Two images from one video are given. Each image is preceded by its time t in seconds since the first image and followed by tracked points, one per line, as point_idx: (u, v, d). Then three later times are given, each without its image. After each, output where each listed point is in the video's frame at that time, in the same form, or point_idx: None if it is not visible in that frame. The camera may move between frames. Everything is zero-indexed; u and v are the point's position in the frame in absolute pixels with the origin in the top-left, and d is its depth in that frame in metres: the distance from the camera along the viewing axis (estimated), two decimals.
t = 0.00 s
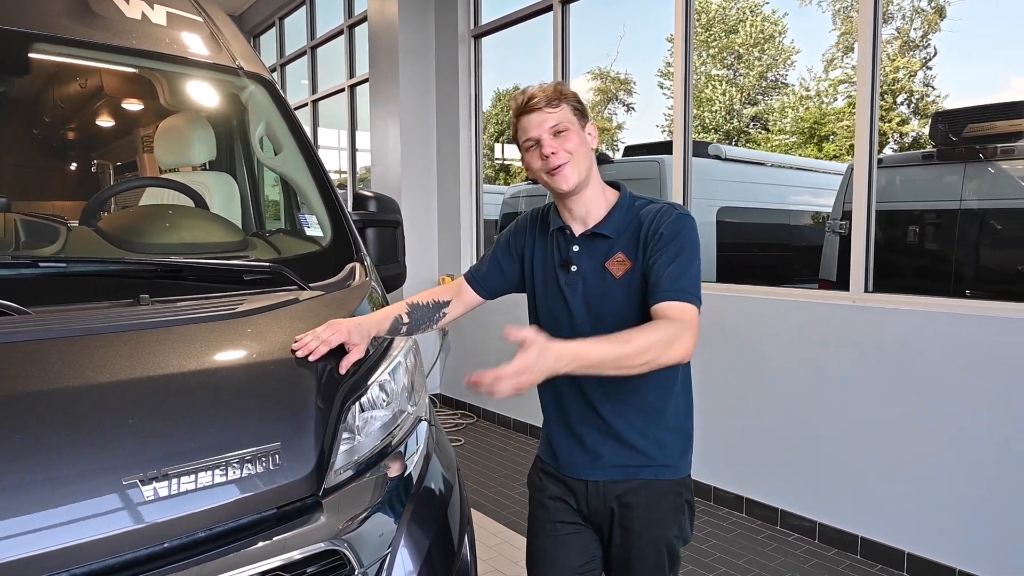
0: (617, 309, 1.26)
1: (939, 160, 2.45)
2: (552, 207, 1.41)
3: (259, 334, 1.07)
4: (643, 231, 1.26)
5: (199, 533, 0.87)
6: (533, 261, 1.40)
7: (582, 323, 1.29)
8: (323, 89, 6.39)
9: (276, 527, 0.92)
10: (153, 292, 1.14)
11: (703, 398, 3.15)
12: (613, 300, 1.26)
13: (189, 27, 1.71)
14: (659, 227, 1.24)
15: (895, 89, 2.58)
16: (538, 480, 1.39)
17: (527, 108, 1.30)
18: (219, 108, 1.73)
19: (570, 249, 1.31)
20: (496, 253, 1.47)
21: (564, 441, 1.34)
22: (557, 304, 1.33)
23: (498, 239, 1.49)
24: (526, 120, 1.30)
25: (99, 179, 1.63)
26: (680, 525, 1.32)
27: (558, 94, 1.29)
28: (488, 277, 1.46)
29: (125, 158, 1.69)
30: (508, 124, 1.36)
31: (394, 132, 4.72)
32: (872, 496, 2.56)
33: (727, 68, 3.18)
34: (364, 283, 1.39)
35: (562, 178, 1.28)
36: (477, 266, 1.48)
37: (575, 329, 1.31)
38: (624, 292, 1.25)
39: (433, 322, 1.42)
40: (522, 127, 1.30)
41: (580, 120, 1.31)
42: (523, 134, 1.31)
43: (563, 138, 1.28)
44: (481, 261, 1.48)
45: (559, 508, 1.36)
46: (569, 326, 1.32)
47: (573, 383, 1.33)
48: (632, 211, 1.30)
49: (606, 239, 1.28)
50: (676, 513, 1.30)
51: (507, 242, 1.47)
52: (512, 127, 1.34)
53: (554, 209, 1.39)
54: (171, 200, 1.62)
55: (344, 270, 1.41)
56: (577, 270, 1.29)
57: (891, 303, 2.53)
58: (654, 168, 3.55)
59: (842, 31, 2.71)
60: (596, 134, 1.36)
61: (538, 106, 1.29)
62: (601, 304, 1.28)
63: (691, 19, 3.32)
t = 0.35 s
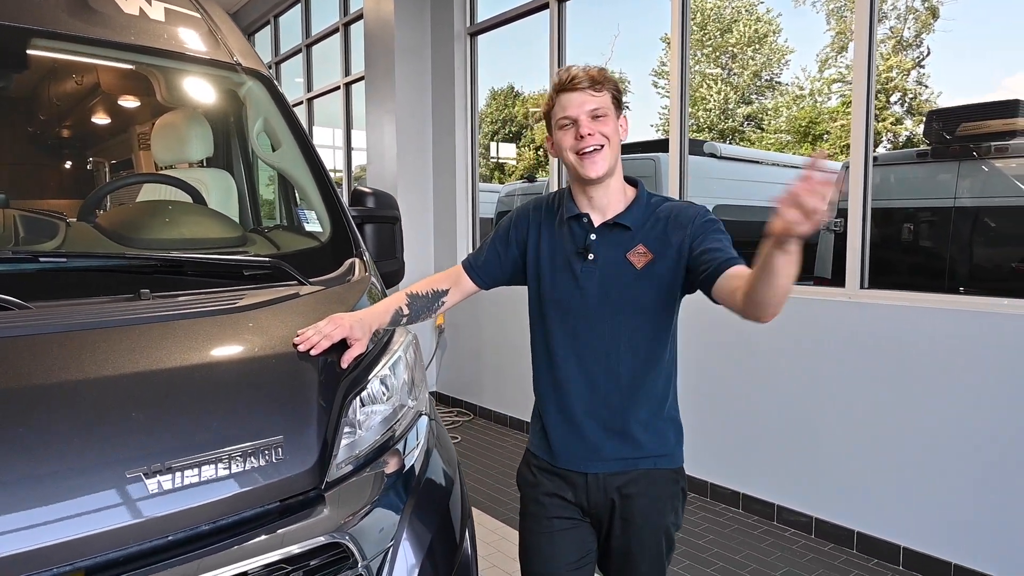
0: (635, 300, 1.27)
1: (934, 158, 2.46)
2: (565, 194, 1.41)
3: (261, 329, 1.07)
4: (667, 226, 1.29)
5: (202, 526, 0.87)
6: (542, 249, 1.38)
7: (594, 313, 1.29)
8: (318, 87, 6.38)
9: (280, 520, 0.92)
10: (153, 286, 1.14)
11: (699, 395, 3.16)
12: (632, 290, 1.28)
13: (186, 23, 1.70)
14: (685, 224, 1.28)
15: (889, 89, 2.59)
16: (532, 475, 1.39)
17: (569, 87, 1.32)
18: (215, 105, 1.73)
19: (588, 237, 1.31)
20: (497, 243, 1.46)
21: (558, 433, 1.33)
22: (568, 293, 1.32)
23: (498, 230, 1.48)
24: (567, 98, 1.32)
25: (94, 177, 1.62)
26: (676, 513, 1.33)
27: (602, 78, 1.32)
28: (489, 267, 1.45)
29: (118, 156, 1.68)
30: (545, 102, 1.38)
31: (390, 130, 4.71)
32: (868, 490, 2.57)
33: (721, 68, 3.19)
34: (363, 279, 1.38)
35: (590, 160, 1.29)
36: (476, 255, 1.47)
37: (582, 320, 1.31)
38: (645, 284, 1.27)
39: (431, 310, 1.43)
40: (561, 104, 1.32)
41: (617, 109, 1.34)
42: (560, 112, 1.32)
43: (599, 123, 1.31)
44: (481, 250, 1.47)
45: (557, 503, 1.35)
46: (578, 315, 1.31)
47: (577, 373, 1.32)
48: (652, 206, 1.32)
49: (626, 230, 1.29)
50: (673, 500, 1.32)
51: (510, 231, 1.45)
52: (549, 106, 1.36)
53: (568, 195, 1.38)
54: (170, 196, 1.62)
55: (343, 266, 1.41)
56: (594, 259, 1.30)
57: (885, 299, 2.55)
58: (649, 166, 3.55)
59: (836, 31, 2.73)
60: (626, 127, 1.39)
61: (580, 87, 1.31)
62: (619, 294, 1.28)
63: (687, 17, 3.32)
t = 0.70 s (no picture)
0: (623, 293, 1.30)
1: (908, 154, 2.50)
2: (550, 186, 1.41)
3: (244, 320, 1.07)
4: (655, 221, 1.31)
5: (187, 517, 0.87)
6: (529, 241, 1.39)
7: (582, 305, 1.31)
8: (298, 81, 6.33)
9: (264, 511, 0.93)
10: (135, 279, 1.14)
11: (679, 388, 3.19)
12: (621, 283, 1.29)
13: (164, 14, 1.69)
14: (674, 220, 1.30)
15: (865, 86, 2.63)
16: (515, 465, 1.39)
17: (552, 83, 1.32)
18: (194, 97, 1.70)
19: (576, 231, 1.32)
20: (482, 234, 1.46)
21: (542, 422, 1.34)
22: (556, 284, 1.34)
23: (482, 220, 1.47)
24: (550, 94, 1.32)
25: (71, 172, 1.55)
26: (657, 499, 1.36)
27: (584, 71, 1.32)
28: (474, 259, 1.45)
29: (95, 150, 1.63)
30: (529, 99, 1.38)
31: (371, 125, 4.69)
32: (844, 479, 2.62)
33: (701, 64, 3.22)
34: (346, 272, 1.38)
35: (575, 155, 1.30)
36: (461, 245, 1.47)
37: (570, 312, 1.32)
38: (633, 277, 1.29)
39: (415, 301, 1.43)
40: (544, 101, 1.32)
41: (601, 102, 1.34)
42: (545, 109, 1.32)
43: (583, 117, 1.31)
44: (465, 241, 1.47)
45: (540, 493, 1.36)
46: (566, 306, 1.32)
47: (563, 363, 1.33)
48: (639, 199, 1.34)
49: (615, 224, 1.31)
50: (654, 487, 1.34)
51: (496, 223, 1.45)
52: (534, 102, 1.36)
53: (553, 188, 1.38)
54: (150, 188, 1.59)
55: (326, 259, 1.40)
56: (583, 251, 1.31)
57: (861, 292, 2.59)
58: (630, 161, 3.57)
59: (813, 29, 2.76)
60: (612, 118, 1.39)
61: (563, 82, 1.31)
62: (607, 287, 1.30)
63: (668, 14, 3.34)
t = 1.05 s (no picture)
0: (616, 290, 1.31)
1: (891, 153, 2.53)
2: (545, 181, 1.41)
3: (235, 315, 1.07)
4: (649, 222, 1.33)
5: (178, 510, 0.87)
6: (524, 235, 1.39)
7: (575, 301, 1.32)
8: (284, 78, 6.29)
9: (256, 504, 0.92)
10: (123, 273, 1.13)
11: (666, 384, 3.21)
12: (615, 281, 1.30)
13: (148, 8, 1.68)
14: (666, 222, 1.33)
15: (848, 86, 2.66)
16: (508, 459, 1.39)
17: (547, 82, 1.31)
18: (180, 92, 1.70)
19: (571, 227, 1.33)
20: (476, 228, 1.46)
21: (535, 415, 1.35)
22: (550, 280, 1.34)
23: (476, 214, 1.47)
24: (545, 93, 1.31)
25: (53, 168, 1.52)
26: (648, 492, 1.37)
27: (578, 70, 1.31)
28: (467, 253, 1.46)
29: (77, 147, 1.59)
30: (523, 96, 1.37)
31: (358, 122, 4.67)
32: (829, 473, 2.65)
33: (686, 63, 3.23)
34: (336, 267, 1.38)
35: (569, 154, 1.30)
36: (454, 240, 1.47)
37: (564, 307, 1.32)
38: (627, 276, 1.31)
39: (406, 296, 1.43)
40: (539, 99, 1.32)
41: (595, 99, 1.34)
42: (539, 107, 1.32)
43: (578, 116, 1.31)
44: (460, 235, 1.47)
45: (532, 486, 1.37)
46: (560, 301, 1.33)
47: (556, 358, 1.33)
48: (634, 197, 1.35)
49: (610, 221, 1.32)
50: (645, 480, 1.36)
51: (490, 217, 1.45)
52: (528, 99, 1.35)
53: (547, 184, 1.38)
54: (134, 183, 1.57)
55: (316, 254, 1.40)
56: (577, 246, 1.32)
57: (846, 288, 2.62)
58: (617, 159, 3.58)
59: (797, 29, 2.79)
60: (606, 113, 1.39)
61: (558, 81, 1.30)
62: (601, 284, 1.31)
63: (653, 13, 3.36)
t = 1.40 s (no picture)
0: (616, 286, 1.31)
1: (890, 150, 2.54)
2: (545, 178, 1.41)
3: (237, 311, 1.07)
4: (648, 216, 1.33)
5: (182, 505, 0.87)
6: (524, 232, 1.39)
7: (575, 297, 1.32)
8: (283, 74, 6.28)
9: (259, 499, 0.93)
10: (125, 269, 1.13)
11: (665, 381, 3.22)
12: (614, 276, 1.31)
13: (148, 4, 1.68)
14: (666, 216, 1.33)
15: (846, 85, 2.66)
16: (510, 454, 1.40)
17: (551, 79, 1.31)
18: (180, 88, 1.69)
19: (570, 223, 1.33)
20: (477, 225, 1.46)
21: (536, 412, 1.35)
22: (550, 276, 1.35)
23: (477, 211, 1.47)
24: (548, 90, 1.31)
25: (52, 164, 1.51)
26: (649, 487, 1.37)
27: (583, 68, 1.31)
28: (467, 250, 1.46)
29: (75, 143, 1.58)
30: (525, 91, 1.36)
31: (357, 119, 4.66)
32: (828, 470, 2.66)
33: (685, 61, 3.24)
34: (337, 263, 1.38)
35: (571, 153, 1.30)
36: (455, 237, 1.47)
37: (563, 303, 1.33)
38: (626, 271, 1.31)
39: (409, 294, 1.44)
40: (543, 96, 1.32)
41: (598, 98, 1.34)
42: (542, 103, 1.32)
43: (581, 114, 1.31)
44: (460, 233, 1.47)
45: (533, 482, 1.37)
46: (560, 298, 1.33)
47: (557, 354, 1.34)
48: (633, 193, 1.35)
49: (609, 218, 1.32)
50: (646, 475, 1.36)
51: (491, 214, 1.45)
52: (531, 95, 1.35)
53: (548, 181, 1.39)
54: (135, 179, 1.57)
55: (318, 250, 1.40)
56: (577, 243, 1.32)
57: (846, 285, 2.63)
58: (616, 157, 3.58)
59: (796, 27, 2.79)
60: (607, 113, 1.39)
61: (563, 79, 1.30)
62: (600, 280, 1.31)
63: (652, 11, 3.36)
